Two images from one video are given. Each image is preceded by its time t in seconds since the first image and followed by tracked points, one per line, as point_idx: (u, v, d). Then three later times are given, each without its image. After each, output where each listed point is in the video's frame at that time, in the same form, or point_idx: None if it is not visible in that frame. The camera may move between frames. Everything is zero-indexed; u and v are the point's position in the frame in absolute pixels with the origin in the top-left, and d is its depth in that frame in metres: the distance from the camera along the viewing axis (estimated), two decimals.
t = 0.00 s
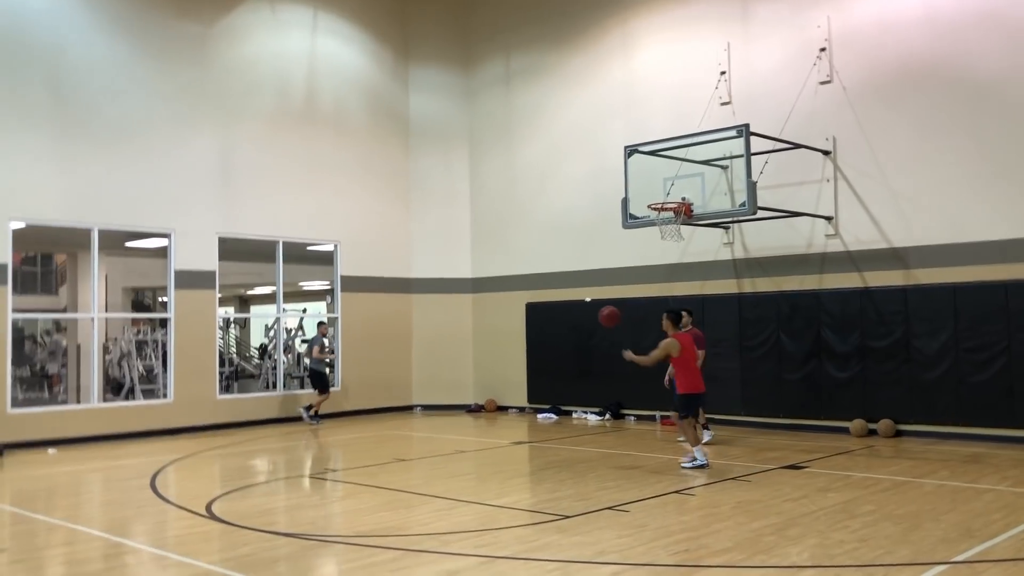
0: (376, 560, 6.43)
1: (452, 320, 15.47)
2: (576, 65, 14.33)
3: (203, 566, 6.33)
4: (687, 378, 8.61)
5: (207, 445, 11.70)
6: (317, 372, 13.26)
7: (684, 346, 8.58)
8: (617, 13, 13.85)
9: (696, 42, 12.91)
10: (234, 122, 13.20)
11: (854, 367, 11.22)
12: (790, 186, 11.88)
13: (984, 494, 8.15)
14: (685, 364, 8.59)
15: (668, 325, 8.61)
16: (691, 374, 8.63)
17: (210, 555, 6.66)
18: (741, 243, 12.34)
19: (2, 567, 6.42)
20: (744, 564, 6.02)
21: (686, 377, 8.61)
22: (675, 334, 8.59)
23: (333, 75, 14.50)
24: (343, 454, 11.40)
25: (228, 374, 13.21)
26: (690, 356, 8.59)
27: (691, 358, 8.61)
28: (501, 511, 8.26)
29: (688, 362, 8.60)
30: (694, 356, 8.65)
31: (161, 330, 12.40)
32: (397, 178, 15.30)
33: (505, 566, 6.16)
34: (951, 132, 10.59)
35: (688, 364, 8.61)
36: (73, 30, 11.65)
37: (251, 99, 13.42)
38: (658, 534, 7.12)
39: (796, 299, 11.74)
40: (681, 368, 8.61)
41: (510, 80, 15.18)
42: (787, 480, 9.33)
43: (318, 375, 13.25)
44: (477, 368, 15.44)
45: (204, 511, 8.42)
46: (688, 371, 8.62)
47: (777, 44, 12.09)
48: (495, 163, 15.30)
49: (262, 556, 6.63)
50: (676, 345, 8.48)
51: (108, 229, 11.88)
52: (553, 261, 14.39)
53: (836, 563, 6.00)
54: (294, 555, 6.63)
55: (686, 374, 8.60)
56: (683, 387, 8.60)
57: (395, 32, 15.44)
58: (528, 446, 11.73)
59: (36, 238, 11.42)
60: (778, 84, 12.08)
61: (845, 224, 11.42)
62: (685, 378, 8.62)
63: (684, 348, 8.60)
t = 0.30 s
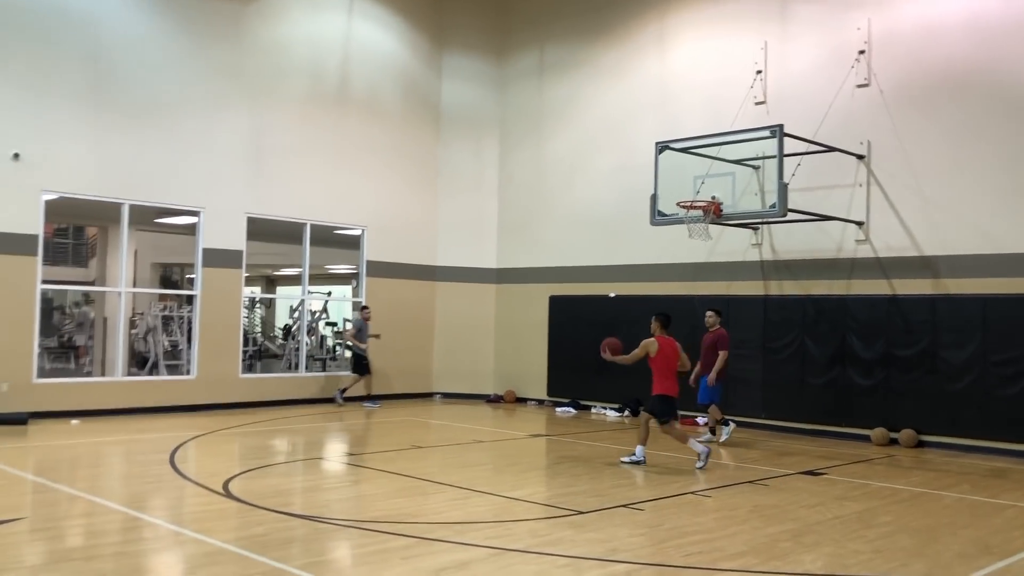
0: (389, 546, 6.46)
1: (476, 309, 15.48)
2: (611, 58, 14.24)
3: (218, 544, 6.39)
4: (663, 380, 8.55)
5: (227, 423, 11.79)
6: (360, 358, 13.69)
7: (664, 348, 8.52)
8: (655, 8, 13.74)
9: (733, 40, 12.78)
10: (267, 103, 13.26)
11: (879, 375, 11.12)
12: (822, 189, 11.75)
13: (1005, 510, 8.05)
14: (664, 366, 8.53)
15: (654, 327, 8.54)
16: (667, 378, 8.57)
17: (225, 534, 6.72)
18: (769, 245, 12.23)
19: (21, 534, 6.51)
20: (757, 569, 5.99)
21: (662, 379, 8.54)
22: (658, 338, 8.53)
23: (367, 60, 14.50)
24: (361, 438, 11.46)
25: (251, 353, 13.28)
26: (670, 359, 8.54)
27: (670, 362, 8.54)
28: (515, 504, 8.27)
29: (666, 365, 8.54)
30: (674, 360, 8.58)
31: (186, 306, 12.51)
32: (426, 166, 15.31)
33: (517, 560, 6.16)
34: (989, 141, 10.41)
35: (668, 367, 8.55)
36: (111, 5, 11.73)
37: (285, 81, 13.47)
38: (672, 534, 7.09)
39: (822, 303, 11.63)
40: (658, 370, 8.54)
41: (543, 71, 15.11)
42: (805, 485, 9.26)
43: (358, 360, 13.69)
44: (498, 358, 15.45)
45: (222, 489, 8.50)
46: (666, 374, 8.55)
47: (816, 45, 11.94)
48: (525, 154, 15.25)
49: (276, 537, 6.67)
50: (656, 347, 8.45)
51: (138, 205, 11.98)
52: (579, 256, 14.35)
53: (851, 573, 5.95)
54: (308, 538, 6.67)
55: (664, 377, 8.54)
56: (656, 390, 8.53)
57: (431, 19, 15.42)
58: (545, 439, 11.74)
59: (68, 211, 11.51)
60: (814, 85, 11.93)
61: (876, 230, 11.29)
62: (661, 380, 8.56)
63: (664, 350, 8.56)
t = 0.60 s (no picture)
0: (419, 541, 6.50)
1: (511, 307, 15.51)
2: (655, 60, 14.20)
3: (250, 531, 6.46)
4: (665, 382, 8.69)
5: (260, 412, 11.93)
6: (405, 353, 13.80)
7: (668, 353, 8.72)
8: (702, 11, 13.67)
9: (780, 45, 12.69)
10: (312, 97, 13.38)
11: (917, 388, 10.96)
12: (866, 199, 11.62)
13: None
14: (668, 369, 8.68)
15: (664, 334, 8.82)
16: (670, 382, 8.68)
17: (257, 522, 6.80)
18: (810, 253, 12.12)
19: (60, 514, 6.64)
20: None
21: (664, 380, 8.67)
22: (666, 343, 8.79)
23: (411, 56, 14.60)
24: (393, 431, 11.53)
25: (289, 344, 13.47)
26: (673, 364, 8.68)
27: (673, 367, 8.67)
28: (545, 504, 8.27)
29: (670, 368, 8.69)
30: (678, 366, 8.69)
31: (227, 295, 12.69)
32: (466, 164, 15.38)
33: (545, 560, 6.17)
34: None
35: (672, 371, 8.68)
36: None
37: (330, 75, 13.59)
38: (702, 541, 7.06)
39: (862, 314, 11.50)
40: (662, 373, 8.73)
41: (586, 72, 15.10)
42: (837, 497, 9.17)
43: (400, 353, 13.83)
44: (531, 357, 15.46)
45: (255, 477, 8.59)
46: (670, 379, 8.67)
47: (864, 53, 11.81)
48: (566, 154, 15.26)
49: (307, 527, 6.74)
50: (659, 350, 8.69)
51: (183, 193, 12.15)
52: (617, 258, 14.32)
53: None
54: (339, 530, 6.73)
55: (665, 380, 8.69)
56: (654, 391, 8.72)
57: (476, 18, 15.48)
58: (576, 441, 11.73)
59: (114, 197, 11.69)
60: (862, 93, 11.80)
61: (919, 242, 11.13)
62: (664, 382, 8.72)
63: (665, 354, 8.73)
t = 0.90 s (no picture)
0: (439, 541, 6.47)
1: (534, 306, 15.47)
2: (682, 59, 14.11)
3: (271, 528, 6.47)
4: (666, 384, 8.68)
5: (283, 409, 11.96)
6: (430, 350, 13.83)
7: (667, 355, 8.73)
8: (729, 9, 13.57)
9: (809, 43, 12.56)
10: (338, 95, 13.42)
11: (945, 392, 10.80)
12: (895, 200, 11.47)
13: None
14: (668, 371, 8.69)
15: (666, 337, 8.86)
16: (671, 383, 8.66)
17: (279, 519, 6.80)
18: (837, 254, 11.98)
19: (84, 508, 6.68)
20: None
21: (664, 382, 8.67)
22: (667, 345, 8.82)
23: (437, 54, 14.60)
24: (414, 430, 11.53)
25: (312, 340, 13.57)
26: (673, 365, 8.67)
27: (672, 368, 8.66)
28: (566, 505, 8.23)
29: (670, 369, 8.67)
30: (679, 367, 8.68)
31: (251, 292, 12.84)
32: (490, 163, 15.37)
33: (566, 561, 6.12)
34: None
35: (672, 372, 8.65)
36: None
37: (356, 73, 13.62)
38: (724, 545, 6.98)
39: (890, 317, 11.35)
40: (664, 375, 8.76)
41: (612, 70, 15.04)
42: (862, 502, 9.05)
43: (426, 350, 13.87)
44: (554, 357, 15.42)
45: (277, 474, 8.60)
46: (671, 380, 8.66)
47: (893, 53, 11.67)
48: (590, 153, 15.20)
49: (328, 524, 6.74)
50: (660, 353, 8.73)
51: (208, 191, 12.21)
52: (641, 258, 14.25)
53: None
54: (359, 528, 6.72)
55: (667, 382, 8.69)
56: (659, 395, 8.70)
57: (501, 16, 15.47)
58: (598, 441, 11.67)
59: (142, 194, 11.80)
60: (891, 92, 11.65)
61: (949, 244, 10.97)
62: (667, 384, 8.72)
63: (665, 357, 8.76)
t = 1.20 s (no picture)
0: (449, 539, 6.48)
1: (542, 305, 15.48)
2: (689, 56, 14.10)
3: (281, 526, 6.50)
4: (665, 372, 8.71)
5: (293, 408, 12.00)
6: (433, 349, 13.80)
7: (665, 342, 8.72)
8: (737, 7, 13.54)
9: (816, 40, 12.54)
10: (345, 94, 13.45)
11: (955, 389, 10.78)
12: (903, 196, 11.44)
13: None
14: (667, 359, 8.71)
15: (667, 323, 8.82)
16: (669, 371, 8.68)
17: (289, 517, 6.84)
18: (846, 251, 11.97)
19: (96, 506, 6.72)
20: None
21: (664, 370, 8.65)
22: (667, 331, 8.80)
23: (444, 53, 14.62)
24: (424, 428, 11.55)
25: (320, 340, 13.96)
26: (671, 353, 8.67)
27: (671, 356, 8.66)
28: (575, 503, 8.24)
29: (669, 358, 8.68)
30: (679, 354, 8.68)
31: (259, 292, 12.93)
32: (498, 162, 15.39)
33: (575, 559, 6.13)
34: None
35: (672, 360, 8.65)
36: None
37: (364, 72, 13.65)
38: (734, 542, 6.98)
39: (899, 313, 11.32)
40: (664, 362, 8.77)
41: (619, 68, 15.04)
42: (872, 500, 9.04)
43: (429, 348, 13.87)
44: (562, 355, 15.43)
45: (287, 473, 8.64)
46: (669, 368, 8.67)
47: (901, 49, 11.64)
48: (598, 151, 15.20)
49: (338, 522, 6.77)
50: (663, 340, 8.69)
51: (217, 191, 12.26)
52: (649, 256, 14.25)
53: None
54: (369, 526, 6.74)
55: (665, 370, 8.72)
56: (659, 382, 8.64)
57: (509, 15, 15.48)
58: (606, 439, 11.68)
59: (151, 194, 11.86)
60: (899, 89, 11.62)
61: (957, 240, 10.94)
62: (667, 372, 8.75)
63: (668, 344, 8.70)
